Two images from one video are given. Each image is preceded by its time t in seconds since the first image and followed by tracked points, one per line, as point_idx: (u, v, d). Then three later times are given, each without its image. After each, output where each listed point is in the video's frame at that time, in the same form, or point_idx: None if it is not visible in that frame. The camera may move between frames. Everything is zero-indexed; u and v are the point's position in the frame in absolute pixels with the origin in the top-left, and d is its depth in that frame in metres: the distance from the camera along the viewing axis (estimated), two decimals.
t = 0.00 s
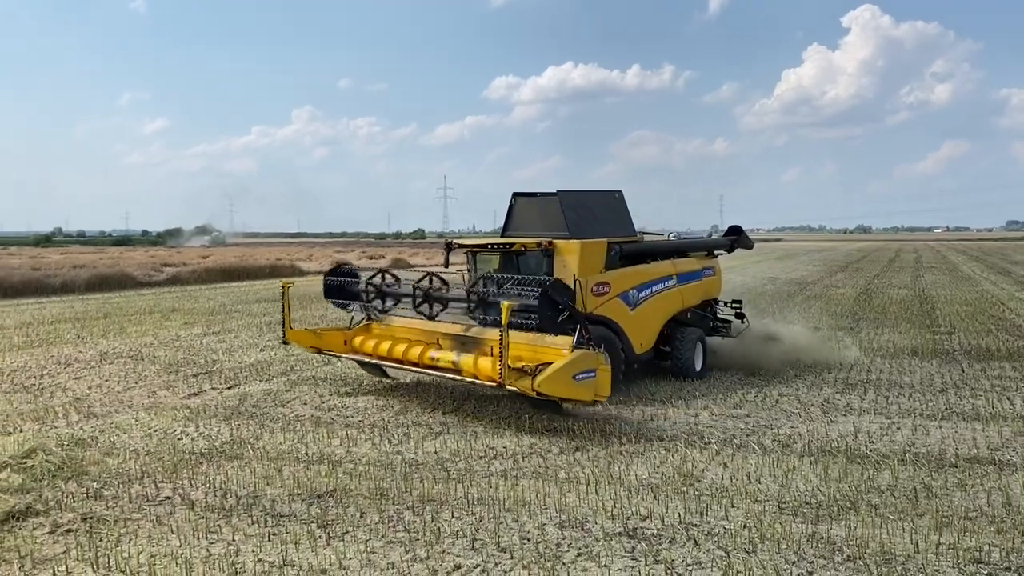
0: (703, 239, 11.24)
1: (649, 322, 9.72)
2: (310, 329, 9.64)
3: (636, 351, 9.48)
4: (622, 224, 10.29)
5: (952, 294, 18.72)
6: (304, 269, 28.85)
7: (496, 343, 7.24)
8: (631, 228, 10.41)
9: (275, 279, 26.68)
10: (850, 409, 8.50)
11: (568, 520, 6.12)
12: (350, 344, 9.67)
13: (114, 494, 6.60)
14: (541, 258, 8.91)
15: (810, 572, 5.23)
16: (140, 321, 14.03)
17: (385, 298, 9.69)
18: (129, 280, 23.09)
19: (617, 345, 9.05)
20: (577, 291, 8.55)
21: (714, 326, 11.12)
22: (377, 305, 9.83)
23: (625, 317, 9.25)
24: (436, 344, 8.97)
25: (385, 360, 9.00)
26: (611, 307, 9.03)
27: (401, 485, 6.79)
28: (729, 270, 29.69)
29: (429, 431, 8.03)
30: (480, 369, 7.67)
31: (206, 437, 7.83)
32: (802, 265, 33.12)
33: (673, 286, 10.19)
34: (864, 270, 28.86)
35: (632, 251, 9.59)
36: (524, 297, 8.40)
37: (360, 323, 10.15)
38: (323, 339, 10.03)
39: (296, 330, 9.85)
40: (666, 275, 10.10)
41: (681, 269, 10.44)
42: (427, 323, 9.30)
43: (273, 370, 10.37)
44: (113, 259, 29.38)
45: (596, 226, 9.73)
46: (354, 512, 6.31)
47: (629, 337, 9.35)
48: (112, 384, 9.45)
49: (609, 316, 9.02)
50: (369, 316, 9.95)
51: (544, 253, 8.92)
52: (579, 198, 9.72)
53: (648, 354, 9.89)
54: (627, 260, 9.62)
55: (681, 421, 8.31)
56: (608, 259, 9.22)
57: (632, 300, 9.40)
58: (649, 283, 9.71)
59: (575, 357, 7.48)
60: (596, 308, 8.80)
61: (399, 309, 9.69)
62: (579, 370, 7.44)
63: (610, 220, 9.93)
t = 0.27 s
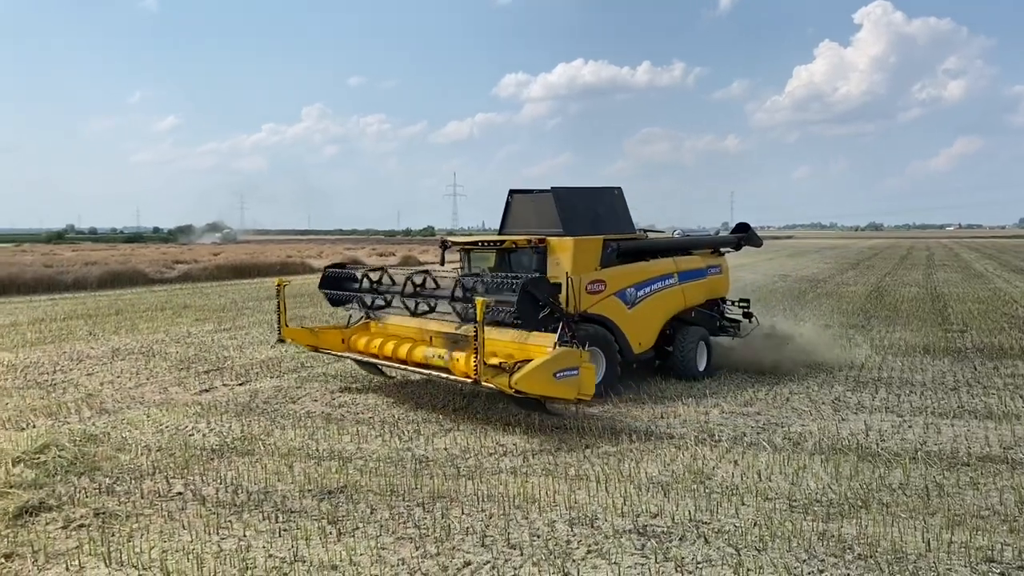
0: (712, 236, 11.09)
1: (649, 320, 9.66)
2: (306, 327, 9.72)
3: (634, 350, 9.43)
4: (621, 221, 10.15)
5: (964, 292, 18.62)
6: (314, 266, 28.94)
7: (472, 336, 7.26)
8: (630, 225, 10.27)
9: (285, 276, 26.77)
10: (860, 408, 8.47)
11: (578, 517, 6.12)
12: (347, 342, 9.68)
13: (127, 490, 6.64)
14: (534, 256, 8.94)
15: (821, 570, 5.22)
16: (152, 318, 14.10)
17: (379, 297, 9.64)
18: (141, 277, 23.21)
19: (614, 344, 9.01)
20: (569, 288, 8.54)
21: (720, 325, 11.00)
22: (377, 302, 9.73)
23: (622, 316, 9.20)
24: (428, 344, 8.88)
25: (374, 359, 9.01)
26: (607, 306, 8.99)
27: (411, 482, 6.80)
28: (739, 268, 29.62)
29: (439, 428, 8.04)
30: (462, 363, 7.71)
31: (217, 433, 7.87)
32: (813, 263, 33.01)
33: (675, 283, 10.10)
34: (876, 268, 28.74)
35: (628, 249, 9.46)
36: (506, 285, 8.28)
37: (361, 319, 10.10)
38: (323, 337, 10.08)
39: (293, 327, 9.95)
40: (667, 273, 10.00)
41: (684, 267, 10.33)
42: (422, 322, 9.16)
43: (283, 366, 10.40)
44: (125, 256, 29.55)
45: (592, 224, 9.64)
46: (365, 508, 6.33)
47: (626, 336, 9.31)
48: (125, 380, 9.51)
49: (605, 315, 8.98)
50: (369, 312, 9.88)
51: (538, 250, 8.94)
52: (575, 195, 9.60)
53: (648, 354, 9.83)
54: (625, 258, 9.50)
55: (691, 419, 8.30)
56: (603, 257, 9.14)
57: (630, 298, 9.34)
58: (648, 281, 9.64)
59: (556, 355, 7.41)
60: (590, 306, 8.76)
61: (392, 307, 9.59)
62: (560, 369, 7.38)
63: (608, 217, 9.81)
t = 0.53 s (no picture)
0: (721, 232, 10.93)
1: (649, 318, 9.66)
2: (305, 324, 9.78)
3: (631, 347, 9.45)
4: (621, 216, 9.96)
5: (980, 289, 18.49)
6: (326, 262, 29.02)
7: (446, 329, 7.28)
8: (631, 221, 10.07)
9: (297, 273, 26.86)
10: (874, 406, 8.42)
11: (590, 514, 6.12)
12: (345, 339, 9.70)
13: (141, 485, 6.68)
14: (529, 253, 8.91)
15: (834, 568, 5.20)
16: (166, 314, 14.19)
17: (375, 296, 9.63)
18: (155, 274, 23.33)
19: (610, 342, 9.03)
20: (562, 286, 8.67)
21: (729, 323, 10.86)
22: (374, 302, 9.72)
23: (619, 312, 9.24)
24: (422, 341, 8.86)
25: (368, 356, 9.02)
26: (602, 303, 9.05)
27: (423, 478, 6.82)
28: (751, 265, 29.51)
29: (450, 424, 8.06)
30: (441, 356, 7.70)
31: (231, 428, 7.91)
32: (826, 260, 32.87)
33: (678, 281, 10.06)
34: (890, 265, 28.56)
35: (626, 244, 9.39)
36: (490, 283, 8.36)
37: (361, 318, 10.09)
38: (322, 336, 10.11)
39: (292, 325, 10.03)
40: (669, 270, 9.97)
41: (688, 264, 10.28)
42: (418, 320, 9.14)
43: (296, 362, 10.45)
44: (138, 252, 29.73)
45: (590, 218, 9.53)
46: (377, 504, 6.35)
47: (624, 334, 9.35)
48: (139, 376, 9.57)
49: (600, 312, 9.05)
50: (369, 311, 9.82)
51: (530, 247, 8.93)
52: (572, 190, 9.44)
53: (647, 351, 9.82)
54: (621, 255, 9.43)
55: (703, 416, 8.28)
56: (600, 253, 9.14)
57: (629, 296, 9.37)
58: (649, 279, 9.63)
59: (537, 354, 7.32)
60: (583, 302, 8.85)
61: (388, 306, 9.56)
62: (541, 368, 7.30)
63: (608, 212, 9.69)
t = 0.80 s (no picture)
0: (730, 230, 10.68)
1: (650, 318, 9.50)
2: (305, 322, 9.78)
3: (631, 347, 9.28)
4: (623, 213, 9.73)
5: (998, 287, 18.35)
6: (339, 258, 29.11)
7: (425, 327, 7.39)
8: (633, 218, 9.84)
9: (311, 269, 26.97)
10: (890, 404, 8.38)
11: (604, 511, 6.11)
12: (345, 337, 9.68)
13: (157, 480, 6.73)
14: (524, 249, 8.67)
15: (849, 567, 5.17)
16: (182, 310, 14.28)
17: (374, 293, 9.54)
18: (171, 270, 23.48)
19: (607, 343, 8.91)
20: (558, 284, 8.46)
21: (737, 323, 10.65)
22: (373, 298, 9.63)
23: (618, 312, 9.08)
24: (419, 341, 8.84)
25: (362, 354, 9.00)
26: (600, 303, 8.89)
27: (437, 474, 6.83)
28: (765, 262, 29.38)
29: (464, 421, 8.07)
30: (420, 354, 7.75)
31: (246, 424, 7.95)
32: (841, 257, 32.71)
33: (682, 280, 9.87)
34: (906, 262, 28.36)
35: (626, 242, 9.18)
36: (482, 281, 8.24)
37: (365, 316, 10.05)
38: (323, 333, 10.09)
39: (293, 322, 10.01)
40: (672, 269, 9.78)
41: (692, 263, 10.07)
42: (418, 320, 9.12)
43: (311, 359, 10.49)
44: (154, 249, 29.95)
45: (589, 216, 9.33)
46: (391, 500, 6.36)
47: (623, 333, 9.20)
48: (155, 371, 9.64)
49: (598, 311, 8.90)
50: (369, 308, 9.77)
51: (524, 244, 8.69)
52: (570, 188, 9.23)
53: (649, 351, 9.65)
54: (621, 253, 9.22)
55: (717, 414, 8.25)
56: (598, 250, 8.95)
57: (629, 295, 9.20)
58: (650, 278, 9.45)
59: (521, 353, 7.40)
60: (581, 301, 8.69)
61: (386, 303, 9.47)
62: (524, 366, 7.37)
63: (609, 210, 9.46)
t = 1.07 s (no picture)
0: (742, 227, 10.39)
1: (653, 317, 9.26)
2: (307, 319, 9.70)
3: (632, 347, 9.06)
4: (625, 210, 9.50)
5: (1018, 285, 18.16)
6: (354, 254, 29.22)
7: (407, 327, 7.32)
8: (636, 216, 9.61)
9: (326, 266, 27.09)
10: (908, 402, 8.32)
11: (620, 508, 6.10)
12: (347, 335, 9.59)
13: (175, 475, 6.78)
14: (519, 247, 8.60)
15: (867, 565, 5.14)
16: (200, 307, 14.38)
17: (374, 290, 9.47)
18: (188, 267, 23.64)
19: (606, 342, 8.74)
20: (553, 283, 8.41)
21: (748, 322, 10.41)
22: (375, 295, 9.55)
23: (617, 310, 8.88)
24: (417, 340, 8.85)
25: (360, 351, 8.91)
26: (598, 301, 8.73)
27: (453, 471, 6.84)
28: (781, 259, 29.23)
29: (479, 417, 8.08)
30: (405, 347, 7.76)
31: (264, 420, 7.99)
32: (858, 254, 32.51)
33: (687, 278, 9.60)
34: (924, 259, 28.14)
35: (626, 240, 9.00)
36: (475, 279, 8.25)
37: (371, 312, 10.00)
38: (325, 329, 10.00)
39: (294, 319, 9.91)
40: (677, 267, 9.52)
41: (700, 261, 9.79)
42: (421, 321, 9.09)
43: (327, 355, 10.53)
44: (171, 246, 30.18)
45: (589, 213, 9.13)
46: (407, 496, 6.38)
47: (623, 333, 9.00)
48: (173, 367, 9.71)
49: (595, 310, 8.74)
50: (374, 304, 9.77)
51: (519, 242, 8.60)
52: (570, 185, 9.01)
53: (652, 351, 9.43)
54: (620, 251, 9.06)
55: (734, 412, 8.22)
56: (597, 248, 8.82)
57: (629, 293, 8.99)
58: (653, 276, 9.21)
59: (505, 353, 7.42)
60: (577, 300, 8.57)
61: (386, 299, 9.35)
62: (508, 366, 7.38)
63: (611, 207, 9.27)
